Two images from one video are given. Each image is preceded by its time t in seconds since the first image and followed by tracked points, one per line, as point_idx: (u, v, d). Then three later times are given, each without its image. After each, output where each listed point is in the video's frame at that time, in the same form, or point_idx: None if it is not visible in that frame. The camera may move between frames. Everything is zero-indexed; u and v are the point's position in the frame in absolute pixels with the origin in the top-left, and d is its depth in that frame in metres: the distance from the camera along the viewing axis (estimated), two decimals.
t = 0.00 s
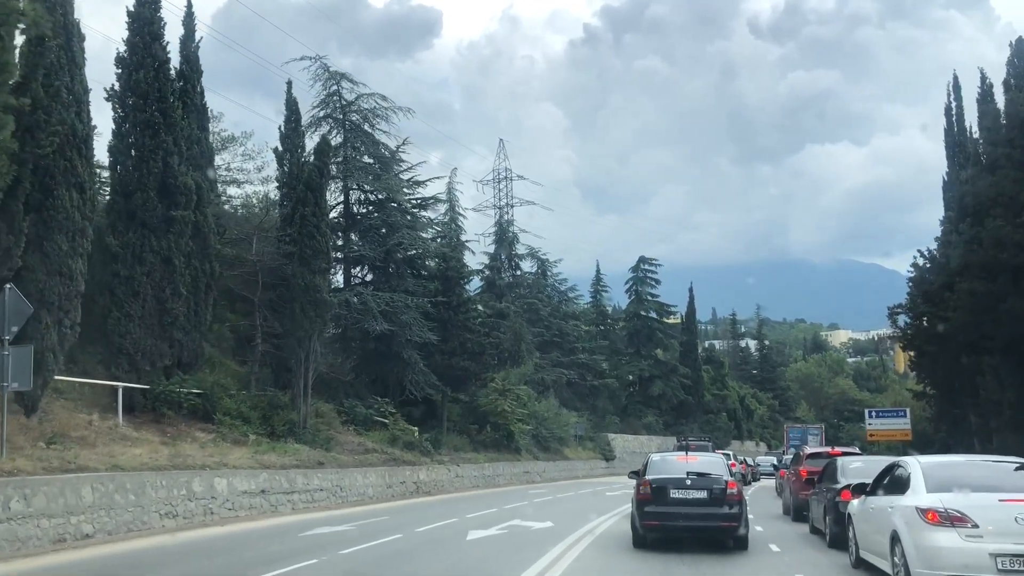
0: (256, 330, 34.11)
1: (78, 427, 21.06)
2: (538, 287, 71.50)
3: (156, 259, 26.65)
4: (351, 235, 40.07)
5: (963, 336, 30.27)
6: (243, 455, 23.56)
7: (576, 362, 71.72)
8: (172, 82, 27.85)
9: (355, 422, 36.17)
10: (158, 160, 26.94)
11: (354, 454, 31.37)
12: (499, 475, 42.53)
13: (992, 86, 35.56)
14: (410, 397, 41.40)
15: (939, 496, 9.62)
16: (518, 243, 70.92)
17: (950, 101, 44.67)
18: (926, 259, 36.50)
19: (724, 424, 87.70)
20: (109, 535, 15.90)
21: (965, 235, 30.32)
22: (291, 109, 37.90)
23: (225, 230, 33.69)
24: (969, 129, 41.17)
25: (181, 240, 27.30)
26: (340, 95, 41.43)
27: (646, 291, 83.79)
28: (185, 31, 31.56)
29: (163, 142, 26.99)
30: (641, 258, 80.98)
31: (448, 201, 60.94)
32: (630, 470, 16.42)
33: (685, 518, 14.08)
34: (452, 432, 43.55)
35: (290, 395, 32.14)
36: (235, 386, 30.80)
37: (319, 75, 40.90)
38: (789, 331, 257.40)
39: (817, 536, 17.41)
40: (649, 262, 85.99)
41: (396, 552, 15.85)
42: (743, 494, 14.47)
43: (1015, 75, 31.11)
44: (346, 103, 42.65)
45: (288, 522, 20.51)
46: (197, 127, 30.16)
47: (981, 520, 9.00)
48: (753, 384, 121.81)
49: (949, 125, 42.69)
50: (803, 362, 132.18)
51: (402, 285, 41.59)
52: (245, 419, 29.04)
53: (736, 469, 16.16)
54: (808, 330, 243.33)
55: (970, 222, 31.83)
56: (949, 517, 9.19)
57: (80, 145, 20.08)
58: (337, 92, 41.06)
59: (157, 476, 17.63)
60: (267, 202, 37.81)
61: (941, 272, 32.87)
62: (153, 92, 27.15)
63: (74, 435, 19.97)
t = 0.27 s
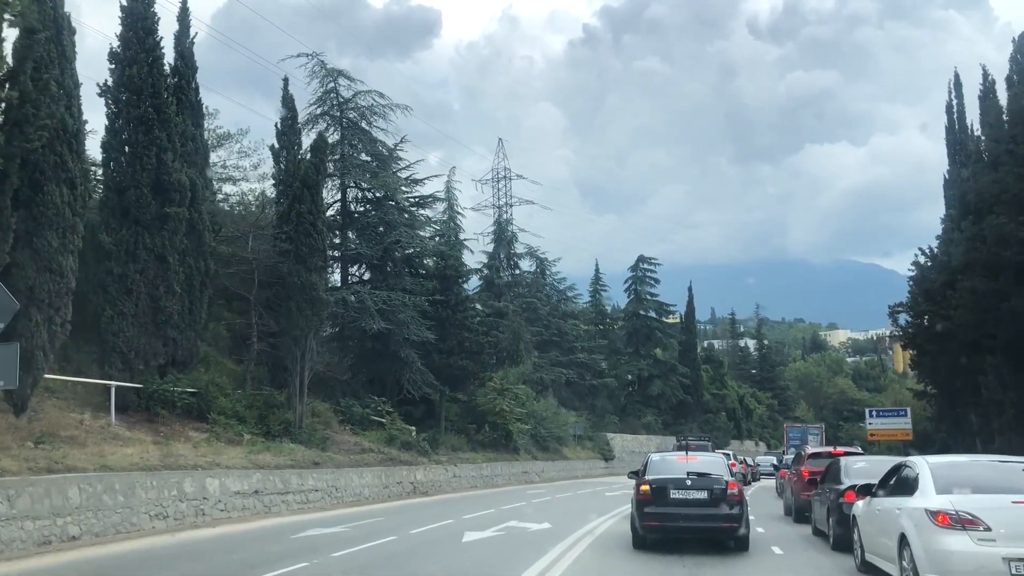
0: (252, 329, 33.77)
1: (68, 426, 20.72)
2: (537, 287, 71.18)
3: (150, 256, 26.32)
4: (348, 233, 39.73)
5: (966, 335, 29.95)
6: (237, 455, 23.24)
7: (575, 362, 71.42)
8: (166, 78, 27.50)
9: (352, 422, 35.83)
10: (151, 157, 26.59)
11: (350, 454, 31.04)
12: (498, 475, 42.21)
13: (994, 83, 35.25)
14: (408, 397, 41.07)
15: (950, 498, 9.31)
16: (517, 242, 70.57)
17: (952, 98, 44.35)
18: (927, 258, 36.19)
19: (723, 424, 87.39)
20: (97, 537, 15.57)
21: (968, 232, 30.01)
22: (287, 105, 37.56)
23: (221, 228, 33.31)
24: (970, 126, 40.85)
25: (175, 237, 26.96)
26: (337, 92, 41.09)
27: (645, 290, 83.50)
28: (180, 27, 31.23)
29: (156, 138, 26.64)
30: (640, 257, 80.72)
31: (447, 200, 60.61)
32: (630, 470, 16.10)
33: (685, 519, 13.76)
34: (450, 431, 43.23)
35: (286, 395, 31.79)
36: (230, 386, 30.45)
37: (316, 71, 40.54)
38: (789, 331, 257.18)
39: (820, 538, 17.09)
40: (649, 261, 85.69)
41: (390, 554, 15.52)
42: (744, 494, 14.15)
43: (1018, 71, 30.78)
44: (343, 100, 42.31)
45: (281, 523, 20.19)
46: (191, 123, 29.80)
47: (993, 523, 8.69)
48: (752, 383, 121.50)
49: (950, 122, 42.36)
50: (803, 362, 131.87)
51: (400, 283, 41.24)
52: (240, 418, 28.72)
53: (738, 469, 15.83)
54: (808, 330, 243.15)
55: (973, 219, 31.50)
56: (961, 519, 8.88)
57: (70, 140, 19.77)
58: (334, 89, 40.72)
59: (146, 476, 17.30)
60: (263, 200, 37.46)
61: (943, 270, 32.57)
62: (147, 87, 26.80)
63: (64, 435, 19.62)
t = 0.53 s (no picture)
0: (247, 328, 33.45)
1: (57, 426, 20.39)
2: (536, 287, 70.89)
3: (142, 254, 26.02)
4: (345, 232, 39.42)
5: (968, 334, 29.64)
6: (231, 455, 22.93)
7: (574, 362, 71.11)
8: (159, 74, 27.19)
9: (348, 422, 35.50)
10: (144, 153, 26.28)
11: (346, 455, 30.72)
12: (496, 476, 41.90)
13: (997, 81, 34.97)
14: (405, 397, 40.75)
15: (961, 499, 8.99)
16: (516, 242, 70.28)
17: (953, 97, 44.08)
18: (929, 256, 35.90)
19: (723, 424, 87.08)
20: (85, 539, 15.24)
21: (970, 230, 29.72)
22: (283, 103, 37.27)
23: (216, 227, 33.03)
24: (972, 124, 40.57)
25: (168, 235, 26.65)
26: (334, 90, 40.80)
27: (645, 290, 83.21)
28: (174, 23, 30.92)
29: (149, 135, 26.34)
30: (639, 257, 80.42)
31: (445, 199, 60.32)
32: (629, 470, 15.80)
33: (685, 519, 13.45)
34: (448, 432, 42.91)
35: (282, 395, 31.47)
36: (225, 385, 30.13)
37: (312, 69, 40.25)
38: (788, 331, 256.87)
39: (823, 540, 16.78)
40: (648, 261, 85.42)
41: (384, 555, 15.22)
42: (744, 495, 13.85)
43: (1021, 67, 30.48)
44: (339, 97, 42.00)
45: (275, 524, 19.86)
46: (185, 120, 29.49)
47: (1005, 525, 8.38)
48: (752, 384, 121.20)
49: (952, 120, 42.07)
50: (803, 362, 131.58)
51: (397, 282, 40.92)
52: (235, 418, 28.39)
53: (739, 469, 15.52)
54: (807, 330, 242.90)
55: (976, 217, 31.21)
56: (972, 522, 8.56)
57: (59, 135, 19.45)
58: (330, 86, 40.42)
59: (136, 477, 16.98)
60: (259, 198, 37.15)
61: (945, 269, 32.28)
62: (139, 83, 26.49)
63: (54, 435, 19.29)
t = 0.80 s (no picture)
0: (241, 327, 33.10)
1: (46, 427, 20.03)
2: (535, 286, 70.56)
3: (134, 252, 25.66)
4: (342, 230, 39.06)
5: (971, 333, 29.28)
6: (223, 456, 22.56)
7: (573, 362, 70.76)
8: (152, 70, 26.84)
9: (345, 423, 35.14)
10: (136, 150, 25.92)
11: (342, 456, 30.35)
12: (494, 477, 41.53)
13: (999, 78, 34.64)
14: (403, 397, 40.39)
15: (973, 502, 8.65)
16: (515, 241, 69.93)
17: (955, 95, 43.77)
18: (931, 255, 35.56)
19: (723, 425, 86.71)
20: (71, 542, 14.88)
21: (973, 228, 29.39)
22: (279, 100, 36.92)
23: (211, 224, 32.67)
24: (974, 122, 40.24)
25: (161, 232, 26.29)
26: (331, 88, 40.47)
27: (644, 290, 82.87)
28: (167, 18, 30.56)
29: (142, 131, 25.99)
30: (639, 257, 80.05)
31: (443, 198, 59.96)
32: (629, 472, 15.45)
33: (685, 522, 13.09)
34: (445, 432, 42.55)
35: (277, 395, 31.11)
36: (219, 385, 29.77)
37: (308, 66, 39.91)
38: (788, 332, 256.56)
39: (826, 543, 16.43)
40: (648, 261, 85.06)
41: (378, 558, 14.88)
42: (746, 497, 13.49)
43: None
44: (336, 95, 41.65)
45: (267, 526, 19.48)
46: (178, 116, 29.11)
47: (1021, 530, 8.04)
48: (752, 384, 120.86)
49: (954, 119, 41.75)
50: (802, 363, 131.21)
51: (394, 281, 40.56)
52: (228, 418, 28.02)
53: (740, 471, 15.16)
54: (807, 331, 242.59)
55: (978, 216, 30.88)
56: (985, 526, 8.20)
57: (49, 130, 19.13)
58: (327, 84, 40.08)
59: (124, 478, 16.62)
60: (255, 196, 36.78)
61: (947, 268, 31.94)
62: (132, 78, 26.13)
63: (42, 436, 18.91)
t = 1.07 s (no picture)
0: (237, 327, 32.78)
1: (36, 427, 19.73)
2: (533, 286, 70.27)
3: (128, 250, 25.36)
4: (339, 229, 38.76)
5: (973, 333, 29.03)
6: (217, 457, 22.26)
7: (572, 362, 70.48)
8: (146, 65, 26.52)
9: (341, 423, 34.84)
10: (130, 147, 25.61)
11: (338, 456, 30.05)
12: (492, 477, 41.25)
13: (1001, 76, 34.38)
14: (400, 397, 40.09)
15: (983, 504, 8.39)
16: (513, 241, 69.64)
17: (956, 93, 43.51)
18: (932, 254, 35.31)
19: (722, 425, 86.44)
20: (59, 544, 14.60)
21: (975, 226, 29.13)
22: (275, 98, 36.61)
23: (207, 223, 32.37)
24: (976, 121, 39.99)
25: (154, 230, 25.99)
26: (328, 85, 40.16)
27: (643, 290, 82.62)
28: (162, 15, 30.26)
29: (135, 127, 25.68)
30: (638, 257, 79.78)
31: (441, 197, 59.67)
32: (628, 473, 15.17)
33: (686, 522, 12.81)
34: (443, 432, 42.27)
35: (273, 394, 30.80)
36: (214, 385, 29.47)
37: (305, 64, 39.60)
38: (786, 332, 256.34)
39: (828, 544, 16.15)
40: (647, 261, 84.80)
41: (372, 560, 14.60)
42: (746, 497, 13.22)
43: None
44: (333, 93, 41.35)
45: (260, 527, 19.18)
46: (172, 112, 28.80)
47: None
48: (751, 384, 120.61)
49: (955, 117, 41.49)
50: (802, 363, 130.95)
51: (391, 280, 40.25)
52: (224, 418, 27.72)
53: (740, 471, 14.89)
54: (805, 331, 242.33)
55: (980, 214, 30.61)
56: (997, 530, 7.93)
57: (39, 126, 18.87)
58: (324, 82, 39.77)
59: (114, 479, 16.34)
60: (251, 194, 36.46)
61: (949, 267, 31.69)
62: (125, 74, 25.80)
63: (32, 436, 18.62)
